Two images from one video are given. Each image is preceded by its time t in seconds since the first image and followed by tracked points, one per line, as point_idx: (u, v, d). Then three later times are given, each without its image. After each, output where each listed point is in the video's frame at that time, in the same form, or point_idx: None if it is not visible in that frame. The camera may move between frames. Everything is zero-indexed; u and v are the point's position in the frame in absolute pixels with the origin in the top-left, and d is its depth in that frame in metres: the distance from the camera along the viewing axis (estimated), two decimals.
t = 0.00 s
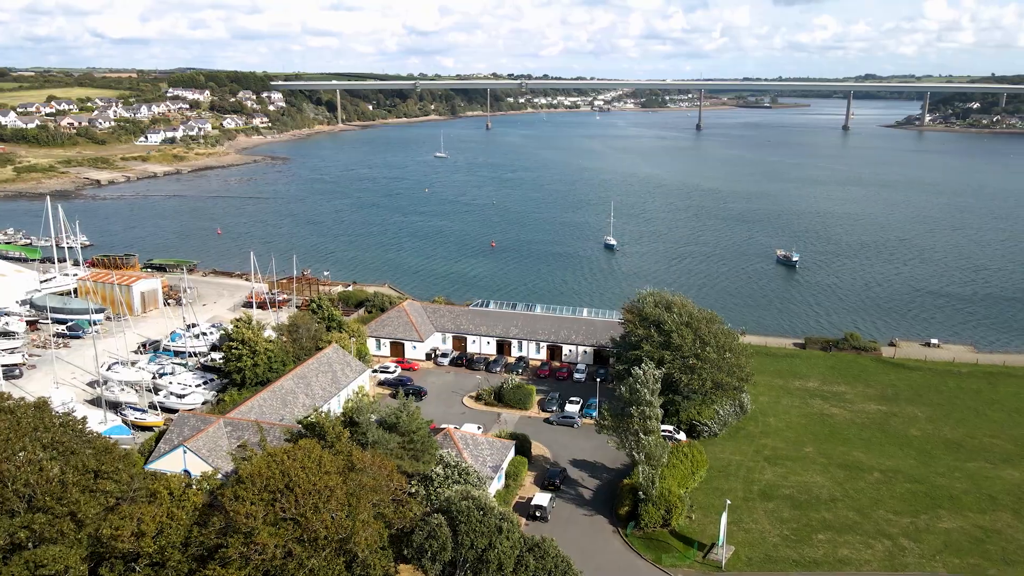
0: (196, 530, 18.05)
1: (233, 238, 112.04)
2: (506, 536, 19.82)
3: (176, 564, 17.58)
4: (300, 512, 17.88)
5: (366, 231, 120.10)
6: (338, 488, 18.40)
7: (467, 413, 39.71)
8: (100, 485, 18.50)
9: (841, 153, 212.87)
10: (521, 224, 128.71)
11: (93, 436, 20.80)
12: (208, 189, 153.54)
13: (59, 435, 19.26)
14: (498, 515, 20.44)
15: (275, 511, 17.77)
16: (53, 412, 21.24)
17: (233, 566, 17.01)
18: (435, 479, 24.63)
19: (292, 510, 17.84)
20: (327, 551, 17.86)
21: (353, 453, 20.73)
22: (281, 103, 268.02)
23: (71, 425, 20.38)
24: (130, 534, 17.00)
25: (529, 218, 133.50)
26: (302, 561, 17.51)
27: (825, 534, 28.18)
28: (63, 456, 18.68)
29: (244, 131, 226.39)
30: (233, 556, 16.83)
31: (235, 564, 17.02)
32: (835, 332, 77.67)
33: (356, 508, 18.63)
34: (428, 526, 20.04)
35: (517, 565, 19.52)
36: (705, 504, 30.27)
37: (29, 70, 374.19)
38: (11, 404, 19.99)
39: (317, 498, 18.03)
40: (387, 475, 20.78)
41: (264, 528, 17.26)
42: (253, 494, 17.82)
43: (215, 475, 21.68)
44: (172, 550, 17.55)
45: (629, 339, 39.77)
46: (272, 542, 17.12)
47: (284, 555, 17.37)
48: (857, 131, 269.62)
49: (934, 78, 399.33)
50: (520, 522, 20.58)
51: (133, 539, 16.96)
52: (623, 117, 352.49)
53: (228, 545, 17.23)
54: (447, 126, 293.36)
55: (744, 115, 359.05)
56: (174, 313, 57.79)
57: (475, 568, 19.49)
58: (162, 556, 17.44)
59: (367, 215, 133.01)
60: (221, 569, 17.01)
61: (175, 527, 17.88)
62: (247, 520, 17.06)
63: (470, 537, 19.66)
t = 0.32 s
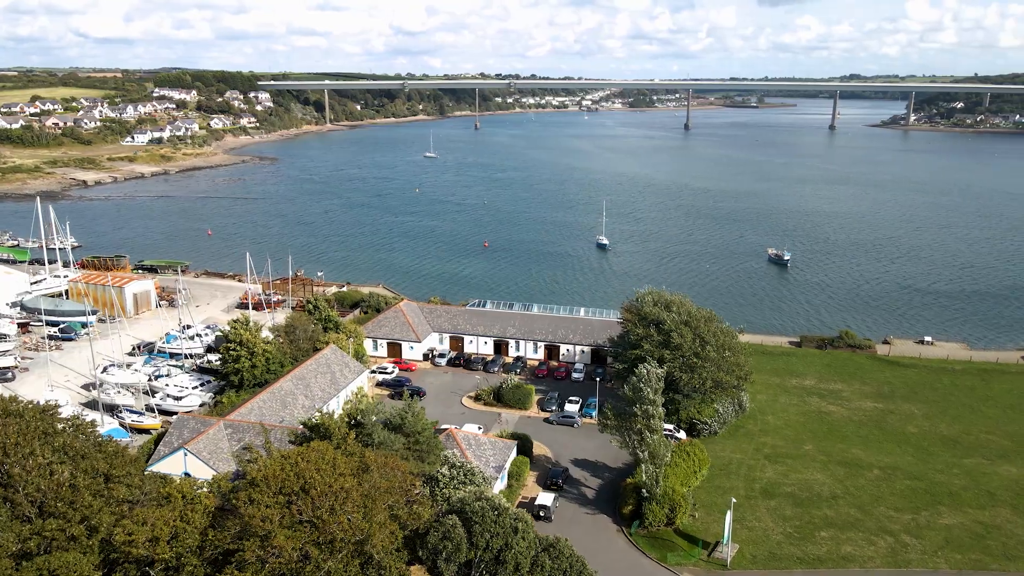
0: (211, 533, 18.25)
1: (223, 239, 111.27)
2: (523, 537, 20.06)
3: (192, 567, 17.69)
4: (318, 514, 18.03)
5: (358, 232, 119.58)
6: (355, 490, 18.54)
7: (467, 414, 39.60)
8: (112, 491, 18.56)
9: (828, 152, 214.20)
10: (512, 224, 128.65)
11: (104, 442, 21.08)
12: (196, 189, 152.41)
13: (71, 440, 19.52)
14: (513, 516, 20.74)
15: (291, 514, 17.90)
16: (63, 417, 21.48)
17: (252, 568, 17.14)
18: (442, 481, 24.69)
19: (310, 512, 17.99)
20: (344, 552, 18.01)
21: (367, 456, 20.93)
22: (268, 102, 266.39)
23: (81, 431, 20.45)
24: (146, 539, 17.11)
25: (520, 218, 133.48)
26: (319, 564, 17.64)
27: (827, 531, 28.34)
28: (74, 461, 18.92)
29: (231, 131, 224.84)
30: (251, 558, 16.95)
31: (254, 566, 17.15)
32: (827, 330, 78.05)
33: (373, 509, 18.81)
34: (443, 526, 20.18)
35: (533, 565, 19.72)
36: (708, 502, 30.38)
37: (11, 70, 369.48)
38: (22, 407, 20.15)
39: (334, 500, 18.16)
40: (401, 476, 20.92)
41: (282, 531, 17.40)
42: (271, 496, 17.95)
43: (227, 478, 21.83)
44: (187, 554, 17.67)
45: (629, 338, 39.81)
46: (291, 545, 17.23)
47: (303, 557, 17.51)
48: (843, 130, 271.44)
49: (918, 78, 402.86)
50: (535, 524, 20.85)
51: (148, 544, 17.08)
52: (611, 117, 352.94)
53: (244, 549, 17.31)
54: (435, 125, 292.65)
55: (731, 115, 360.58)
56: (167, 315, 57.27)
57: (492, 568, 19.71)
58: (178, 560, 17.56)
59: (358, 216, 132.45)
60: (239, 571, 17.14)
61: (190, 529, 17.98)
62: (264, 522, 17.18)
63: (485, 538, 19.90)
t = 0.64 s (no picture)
0: (226, 536, 18.33)
1: (213, 240, 110.51)
2: (538, 538, 20.06)
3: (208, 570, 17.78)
4: (333, 515, 18.01)
5: (349, 232, 119.05)
6: (370, 492, 18.53)
7: (467, 414, 39.54)
8: (125, 495, 18.55)
9: (816, 151, 215.40)
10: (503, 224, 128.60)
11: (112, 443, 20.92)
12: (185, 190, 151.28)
13: (79, 441, 19.41)
14: (528, 516, 20.75)
15: (307, 515, 17.91)
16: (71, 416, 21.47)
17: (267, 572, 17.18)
18: (448, 481, 24.66)
19: (325, 513, 17.97)
20: (360, 555, 18.00)
21: (379, 457, 20.93)
22: (256, 102, 264.90)
23: (91, 431, 20.44)
24: (161, 543, 17.32)
25: (512, 218, 133.48)
26: (336, 567, 17.64)
27: (830, 528, 28.48)
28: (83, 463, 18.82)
29: (219, 131, 223.36)
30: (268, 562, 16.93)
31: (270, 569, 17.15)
32: (819, 328, 78.44)
33: (389, 511, 18.82)
34: (458, 528, 20.11)
35: (549, 565, 19.71)
36: (711, 501, 30.46)
37: None
38: (29, 409, 20.03)
39: (348, 503, 18.14)
40: (415, 478, 20.90)
41: (298, 533, 17.38)
42: (286, 498, 17.94)
43: (237, 479, 21.90)
44: (203, 558, 17.79)
45: (629, 337, 39.85)
46: (308, 548, 17.21)
47: (320, 560, 17.49)
48: (830, 130, 273.25)
49: (902, 78, 406.22)
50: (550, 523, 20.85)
51: (165, 548, 17.30)
52: (600, 117, 353.49)
53: (260, 553, 17.29)
54: (424, 125, 292.07)
55: (719, 115, 362.00)
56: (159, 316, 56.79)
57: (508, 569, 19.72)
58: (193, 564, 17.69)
59: (349, 216, 131.95)
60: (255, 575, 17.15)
61: (205, 533, 18.13)
62: (281, 525, 17.13)
63: (500, 539, 19.91)
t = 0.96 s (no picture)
0: (243, 539, 18.41)
1: (203, 240, 109.67)
2: (553, 537, 20.13)
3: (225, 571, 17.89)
4: (349, 518, 18.11)
5: (340, 232, 118.47)
6: (385, 494, 18.61)
7: (467, 415, 39.47)
8: (138, 499, 18.55)
9: (804, 151, 216.73)
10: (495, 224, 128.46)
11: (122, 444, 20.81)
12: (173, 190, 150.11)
13: (90, 443, 19.31)
14: (542, 516, 20.78)
15: (323, 518, 18.00)
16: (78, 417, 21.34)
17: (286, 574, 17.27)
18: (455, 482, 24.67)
19: (342, 515, 18.06)
20: (377, 557, 18.11)
21: (392, 459, 21.02)
22: (243, 102, 263.36)
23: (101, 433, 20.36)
24: (177, 546, 17.49)
25: (503, 218, 133.41)
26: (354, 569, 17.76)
27: (833, 525, 28.63)
28: (95, 465, 18.71)
29: (207, 131, 221.81)
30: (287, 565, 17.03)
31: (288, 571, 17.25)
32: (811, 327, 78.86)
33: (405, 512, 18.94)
34: (472, 529, 20.13)
35: (564, 565, 19.78)
36: (714, 500, 30.55)
37: None
38: (38, 410, 19.93)
39: (364, 504, 18.24)
40: (427, 478, 20.95)
41: (316, 536, 17.46)
42: (302, 501, 18.01)
43: (248, 480, 21.87)
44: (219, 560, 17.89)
45: (628, 337, 39.92)
46: (326, 551, 17.30)
47: (338, 562, 17.59)
48: (817, 130, 274.97)
49: (886, 78, 409.43)
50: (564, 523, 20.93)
51: (181, 553, 17.44)
52: (588, 117, 353.95)
53: (278, 556, 17.37)
54: (413, 125, 291.38)
55: (707, 114, 363.35)
56: (152, 318, 56.23)
57: (523, 568, 19.77)
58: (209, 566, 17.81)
59: (339, 216, 131.41)
60: None
61: (221, 535, 18.23)
62: (297, 528, 17.26)
63: (514, 538, 19.95)
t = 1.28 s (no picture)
0: (260, 542, 18.24)
1: (194, 241, 108.81)
2: (568, 537, 20.17)
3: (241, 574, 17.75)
4: (367, 519, 18.09)
5: (332, 233, 117.90)
6: (401, 495, 18.61)
7: (466, 414, 39.43)
8: (152, 502, 18.46)
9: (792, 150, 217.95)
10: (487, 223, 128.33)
11: (131, 449, 20.75)
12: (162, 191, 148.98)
13: (101, 448, 19.23)
14: (556, 515, 20.83)
15: (341, 520, 17.96)
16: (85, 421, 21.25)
17: None
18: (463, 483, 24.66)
19: (359, 517, 18.03)
20: (395, 558, 18.08)
21: (405, 461, 21.01)
22: (231, 102, 261.73)
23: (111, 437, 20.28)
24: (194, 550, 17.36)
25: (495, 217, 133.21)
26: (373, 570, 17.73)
27: (836, 523, 28.79)
28: (108, 469, 18.71)
29: (194, 131, 220.30)
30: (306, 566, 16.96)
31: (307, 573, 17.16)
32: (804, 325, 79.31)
33: (420, 513, 18.93)
34: (488, 529, 20.02)
35: (580, 564, 19.83)
36: (717, 498, 30.63)
37: None
38: (46, 415, 19.86)
39: (380, 506, 18.24)
40: (439, 479, 20.95)
41: (335, 538, 17.40)
42: (319, 504, 17.96)
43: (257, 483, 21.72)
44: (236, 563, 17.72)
45: (627, 335, 39.99)
46: (345, 553, 17.24)
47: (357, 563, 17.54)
48: (804, 129, 276.58)
49: (872, 78, 412.33)
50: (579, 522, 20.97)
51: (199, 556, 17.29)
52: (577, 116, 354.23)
53: (296, 559, 17.24)
54: (402, 125, 290.72)
55: (695, 114, 364.61)
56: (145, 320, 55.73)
57: (538, 567, 19.79)
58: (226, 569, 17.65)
59: (331, 216, 130.91)
60: None
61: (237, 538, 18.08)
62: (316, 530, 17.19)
63: (529, 537, 19.99)
